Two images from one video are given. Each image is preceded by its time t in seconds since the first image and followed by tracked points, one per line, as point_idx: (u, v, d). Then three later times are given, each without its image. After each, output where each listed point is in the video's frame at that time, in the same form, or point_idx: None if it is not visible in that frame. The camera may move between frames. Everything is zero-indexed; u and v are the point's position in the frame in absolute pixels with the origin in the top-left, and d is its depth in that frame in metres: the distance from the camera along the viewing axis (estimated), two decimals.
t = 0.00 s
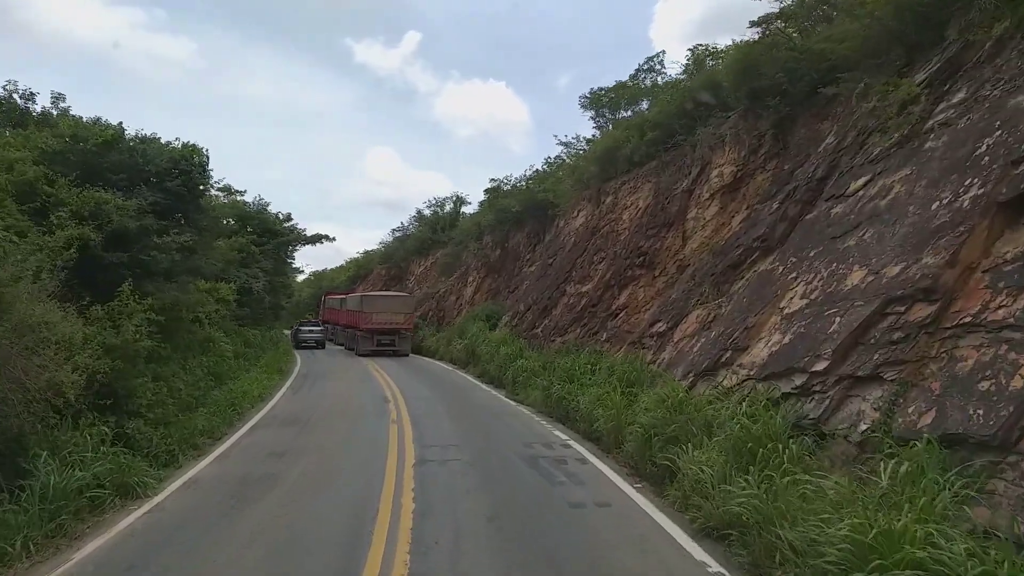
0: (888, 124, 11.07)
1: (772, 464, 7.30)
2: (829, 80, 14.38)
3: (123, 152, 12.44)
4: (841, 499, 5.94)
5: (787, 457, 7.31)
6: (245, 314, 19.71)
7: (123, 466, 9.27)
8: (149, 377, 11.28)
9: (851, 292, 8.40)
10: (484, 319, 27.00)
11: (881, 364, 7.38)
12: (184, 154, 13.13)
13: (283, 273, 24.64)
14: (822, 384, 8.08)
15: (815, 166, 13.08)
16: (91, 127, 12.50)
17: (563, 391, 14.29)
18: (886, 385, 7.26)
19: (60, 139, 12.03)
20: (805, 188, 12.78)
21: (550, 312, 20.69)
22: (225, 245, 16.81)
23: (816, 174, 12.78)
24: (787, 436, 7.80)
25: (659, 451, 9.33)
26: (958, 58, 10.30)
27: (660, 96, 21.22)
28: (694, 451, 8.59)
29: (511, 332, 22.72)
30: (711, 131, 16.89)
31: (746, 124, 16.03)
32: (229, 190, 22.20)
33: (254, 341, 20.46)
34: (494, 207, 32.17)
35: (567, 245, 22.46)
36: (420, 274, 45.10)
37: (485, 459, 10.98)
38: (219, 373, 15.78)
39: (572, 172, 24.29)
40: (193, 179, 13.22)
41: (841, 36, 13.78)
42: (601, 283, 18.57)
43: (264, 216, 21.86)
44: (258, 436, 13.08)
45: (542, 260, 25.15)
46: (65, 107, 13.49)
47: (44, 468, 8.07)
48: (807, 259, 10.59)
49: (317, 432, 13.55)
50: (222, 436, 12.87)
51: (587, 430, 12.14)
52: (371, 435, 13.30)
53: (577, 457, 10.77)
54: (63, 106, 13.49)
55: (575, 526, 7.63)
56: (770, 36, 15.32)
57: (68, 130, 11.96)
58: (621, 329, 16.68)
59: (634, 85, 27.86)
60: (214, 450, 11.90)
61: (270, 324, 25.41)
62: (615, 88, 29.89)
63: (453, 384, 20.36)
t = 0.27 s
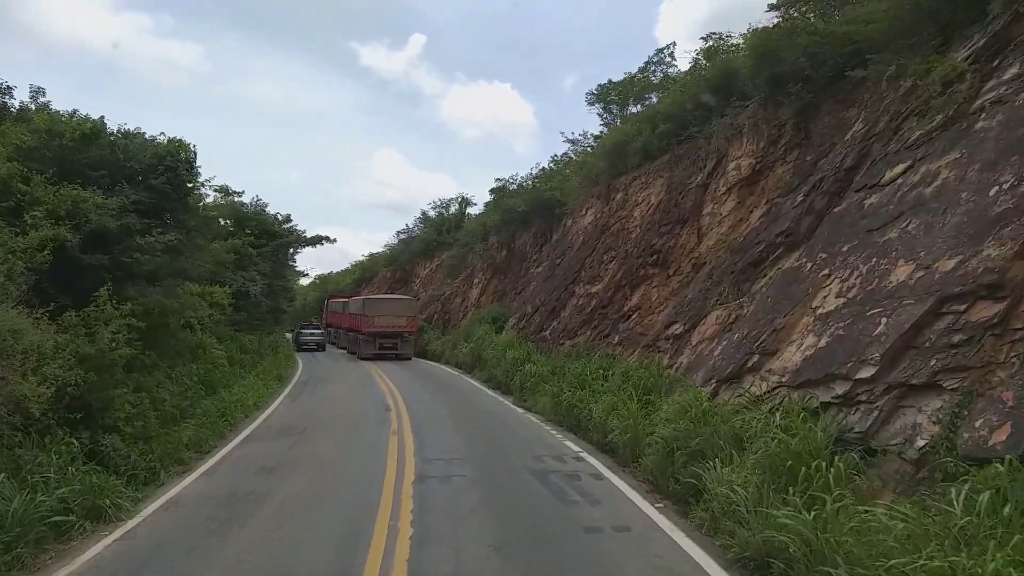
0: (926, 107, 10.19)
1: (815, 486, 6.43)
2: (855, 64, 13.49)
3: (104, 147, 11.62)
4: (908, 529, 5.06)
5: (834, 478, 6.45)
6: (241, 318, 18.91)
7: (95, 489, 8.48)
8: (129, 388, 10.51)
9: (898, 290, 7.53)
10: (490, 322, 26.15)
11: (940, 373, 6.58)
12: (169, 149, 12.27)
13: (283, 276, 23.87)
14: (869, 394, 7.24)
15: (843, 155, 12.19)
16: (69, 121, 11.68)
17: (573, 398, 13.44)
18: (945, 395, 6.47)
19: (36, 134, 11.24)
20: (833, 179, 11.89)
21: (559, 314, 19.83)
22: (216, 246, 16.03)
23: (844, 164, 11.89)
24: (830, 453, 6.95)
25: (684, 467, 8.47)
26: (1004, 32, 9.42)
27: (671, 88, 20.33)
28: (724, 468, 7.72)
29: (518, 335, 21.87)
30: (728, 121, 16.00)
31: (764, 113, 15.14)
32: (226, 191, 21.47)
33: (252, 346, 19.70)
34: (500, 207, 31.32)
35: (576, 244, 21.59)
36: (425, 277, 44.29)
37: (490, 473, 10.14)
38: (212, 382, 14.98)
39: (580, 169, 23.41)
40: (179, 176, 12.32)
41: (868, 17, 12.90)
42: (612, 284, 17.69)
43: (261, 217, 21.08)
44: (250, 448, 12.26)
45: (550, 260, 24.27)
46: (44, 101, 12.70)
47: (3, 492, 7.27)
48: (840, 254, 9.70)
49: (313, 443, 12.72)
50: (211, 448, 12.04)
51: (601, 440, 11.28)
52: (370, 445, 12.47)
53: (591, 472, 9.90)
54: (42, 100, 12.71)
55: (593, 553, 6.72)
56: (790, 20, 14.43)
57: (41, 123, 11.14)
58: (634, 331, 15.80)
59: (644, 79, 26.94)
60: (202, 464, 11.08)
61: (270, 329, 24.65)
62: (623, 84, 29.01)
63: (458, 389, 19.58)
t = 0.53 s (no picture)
0: (975, 86, 9.28)
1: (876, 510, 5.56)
2: (887, 45, 12.57)
3: (84, 136, 10.84)
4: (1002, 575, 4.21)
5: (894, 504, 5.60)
6: (238, 318, 18.12)
7: (64, 506, 7.67)
8: (109, 393, 9.73)
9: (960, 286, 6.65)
10: (497, 322, 25.32)
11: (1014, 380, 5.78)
12: (154, 139, 11.43)
13: (284, 275, 23.11)
14: (927, 403, 6.41)
15: (877, 141, 11.29)
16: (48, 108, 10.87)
17: (586, 402, 12.59)
18: (1022, 405, 5.65)
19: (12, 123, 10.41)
20: (868, 167, 10.99)
21: (569, 313, 18.98)
22: (209, 243, 15.25)
23: (880, 150, 10.98)
24: (886, 473, 6.10)
25: (714, 484, 7.60)
26: None
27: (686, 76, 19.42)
28: (762, 486, 6.86)
29: (526, 335, 21.03)
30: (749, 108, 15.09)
31: (788, 99, 14.24)
32: (225, 187, 20.67)
33: (252, 347, 18.94)
34: (507, 204, 30.47)
35: (586, 240, 20.71)
36: (431, 276, 43.49)
37: (497, 486, 9.28)
38: (205, 384, 14.18)
39: (590, 162, 22.52)
40: (165, 166, 11.44)
41: None
42: (625, 281, 16.83)
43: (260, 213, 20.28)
44: (241, 455, 11.45)
45: (559, 257, 23.41)
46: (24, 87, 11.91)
47: None
48: (882, 246, 8.80)
49: (308, 451, 11.90)
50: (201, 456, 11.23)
51: (618, 450, 10.42)
52: (369, 453, 11.64)
53: (608, 487, 9.03)
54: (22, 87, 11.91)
55: None
56: None
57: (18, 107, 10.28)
58: (650, 331, 14.92)
59: (656, 70, 26.01)
60: (189, 474, 10.28)
61: (271, 329, 23.90)
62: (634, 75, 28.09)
63: (464, 391, 18.76)
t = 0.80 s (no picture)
0: None
1: (955, 540, 4.70)
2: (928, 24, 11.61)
3: (64, 118, 10.02)
4: None
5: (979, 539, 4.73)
6: (236, 317, 17.30)
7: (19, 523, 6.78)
8: (84, 395, 8.95)
9: None
10: (505, 322, 24.47)
11: None
12: (140, 123, 10.65)
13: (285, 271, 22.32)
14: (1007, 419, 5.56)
15: (921, 128, 10.34)
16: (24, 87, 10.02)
17: (601, 409, 11.73)
18: None
19: None
20: (912, 156, 10.05)
21: (581, 313, 18.10)
22: (201, 236, 14.45)
23: (925, 137, 10.04)
24: (960, 500, 5.24)
25: (750, 504, 6.72)
26: None
27: (705, 65, 18.48)
28: (811, 511, 5.97)
29: (536, 335, 20.16)
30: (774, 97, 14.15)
31: (818, 86, 13.31)
32: (224, 180, 20.04)
33: (251, 347, 18.15)
34: (517, 200, 29.59)
35: (599, 237, 19.80)
36: (439, 275, 42.67)
37: (505, 498, 8.38)
38: (198, 387, 13.34)
39: (603, 156, 21.61)
40: (150, 152, 10.63)
41: None
42: (641, 279, 15.94)
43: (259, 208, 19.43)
44: (231, 464, 10.61)
45: (571, 255, 22.51)
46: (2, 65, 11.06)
47: None
48: (936, 241, 7.88)
49: (304, 459, 11.05)
50: (187, 466, 10.38)
51: (637, 463, 9.52)
52: (368, 461, 10.77)
53: (630, 504, 8.10)
54: None
55: None
56: None
57: None
58: (669, 333, 14.03)
59: (672, 62, 25.03)
60: (172, 486, 9.44)
61: (272, 328, 23.12)
62: (650, 68, 27.17)
63: (471, 395, 17.93)
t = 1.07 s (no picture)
0: None
1: None
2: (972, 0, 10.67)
3: (34, 103, 9.24)
4: None
5: None
6: (230, 318, 16.43)
7: None
8: (47, 405, 8.14)
9: None
10: (513, 324, 23.57)
11: None
12: (117, 109, 9.90)
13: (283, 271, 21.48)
14: None
15: (968, 111, 9.42)
16: None
17: (618, 418, 10.85)
18: None
19: None
20: (960, 141, 9.13)
21: (592, 315, 17.18)
22: (187, 233, 13.62)
23: (974, 121, 9.12)
24: None
25: (797, 535, 5.79)
26: None
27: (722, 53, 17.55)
28: (875, 548, 5.02)
29: (544, 338, 19.25)
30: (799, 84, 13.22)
31: (849, 71, 12.36)
32: (219, 177, 19.22)
33: (245, 350, 17.31)
34: (524, 198, 28.72)
35: (610, 235, 18.90)
36: (444, 275, 41.84)
37: (513, 522, 7.48)
38: (185, 394, 12.49)
39: (615, 151, 20.70)
40: (128, 142, 9.74)
41: None
42: (657, 279, 15.03)
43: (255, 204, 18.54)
44: (216, 478, 9.77)
45: (581, 254, 21.58)
46: None
47: None
48: (1000, 233, 6.98)
49: (296, 472, 10.19)
50: (168, 480, 9.54)
51: (659, 479, 8.61)
52: (364, 476, 9.90)
53: (654, 528, 7.19)
54: None
55: None
56: None
57: None
58: (689, 336, 13.13)
59: (686, 54, 24.04)
60: (149, 504, 8.60)
61: (271, 330, 22.31)
62: (662, 61, 26.25)
63: (477, 401, 17.05)
